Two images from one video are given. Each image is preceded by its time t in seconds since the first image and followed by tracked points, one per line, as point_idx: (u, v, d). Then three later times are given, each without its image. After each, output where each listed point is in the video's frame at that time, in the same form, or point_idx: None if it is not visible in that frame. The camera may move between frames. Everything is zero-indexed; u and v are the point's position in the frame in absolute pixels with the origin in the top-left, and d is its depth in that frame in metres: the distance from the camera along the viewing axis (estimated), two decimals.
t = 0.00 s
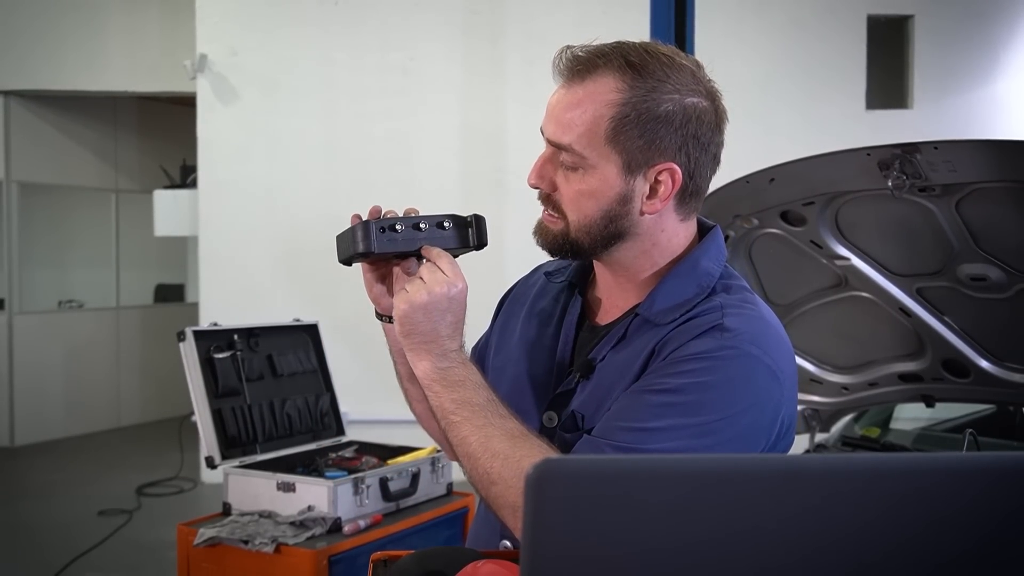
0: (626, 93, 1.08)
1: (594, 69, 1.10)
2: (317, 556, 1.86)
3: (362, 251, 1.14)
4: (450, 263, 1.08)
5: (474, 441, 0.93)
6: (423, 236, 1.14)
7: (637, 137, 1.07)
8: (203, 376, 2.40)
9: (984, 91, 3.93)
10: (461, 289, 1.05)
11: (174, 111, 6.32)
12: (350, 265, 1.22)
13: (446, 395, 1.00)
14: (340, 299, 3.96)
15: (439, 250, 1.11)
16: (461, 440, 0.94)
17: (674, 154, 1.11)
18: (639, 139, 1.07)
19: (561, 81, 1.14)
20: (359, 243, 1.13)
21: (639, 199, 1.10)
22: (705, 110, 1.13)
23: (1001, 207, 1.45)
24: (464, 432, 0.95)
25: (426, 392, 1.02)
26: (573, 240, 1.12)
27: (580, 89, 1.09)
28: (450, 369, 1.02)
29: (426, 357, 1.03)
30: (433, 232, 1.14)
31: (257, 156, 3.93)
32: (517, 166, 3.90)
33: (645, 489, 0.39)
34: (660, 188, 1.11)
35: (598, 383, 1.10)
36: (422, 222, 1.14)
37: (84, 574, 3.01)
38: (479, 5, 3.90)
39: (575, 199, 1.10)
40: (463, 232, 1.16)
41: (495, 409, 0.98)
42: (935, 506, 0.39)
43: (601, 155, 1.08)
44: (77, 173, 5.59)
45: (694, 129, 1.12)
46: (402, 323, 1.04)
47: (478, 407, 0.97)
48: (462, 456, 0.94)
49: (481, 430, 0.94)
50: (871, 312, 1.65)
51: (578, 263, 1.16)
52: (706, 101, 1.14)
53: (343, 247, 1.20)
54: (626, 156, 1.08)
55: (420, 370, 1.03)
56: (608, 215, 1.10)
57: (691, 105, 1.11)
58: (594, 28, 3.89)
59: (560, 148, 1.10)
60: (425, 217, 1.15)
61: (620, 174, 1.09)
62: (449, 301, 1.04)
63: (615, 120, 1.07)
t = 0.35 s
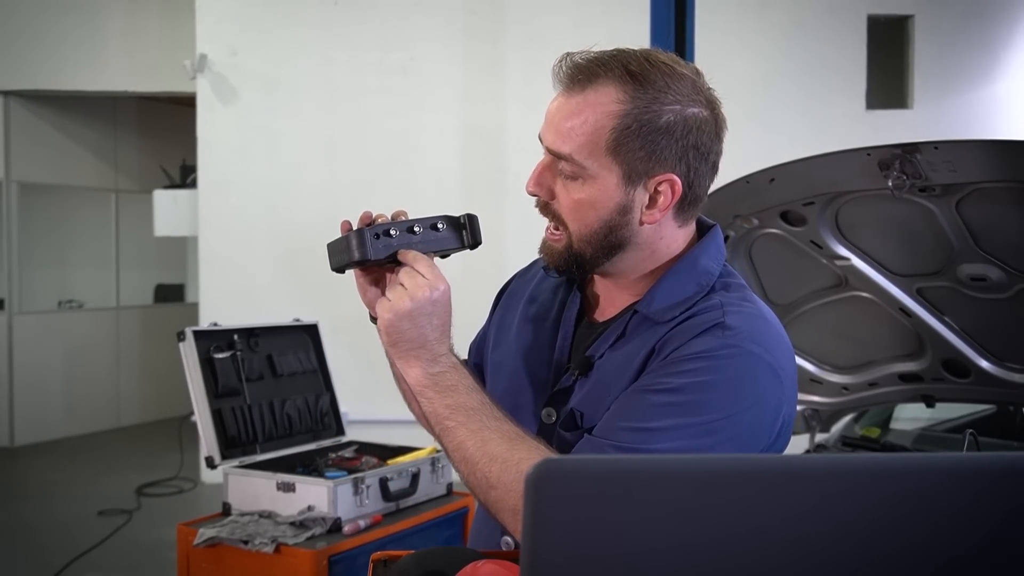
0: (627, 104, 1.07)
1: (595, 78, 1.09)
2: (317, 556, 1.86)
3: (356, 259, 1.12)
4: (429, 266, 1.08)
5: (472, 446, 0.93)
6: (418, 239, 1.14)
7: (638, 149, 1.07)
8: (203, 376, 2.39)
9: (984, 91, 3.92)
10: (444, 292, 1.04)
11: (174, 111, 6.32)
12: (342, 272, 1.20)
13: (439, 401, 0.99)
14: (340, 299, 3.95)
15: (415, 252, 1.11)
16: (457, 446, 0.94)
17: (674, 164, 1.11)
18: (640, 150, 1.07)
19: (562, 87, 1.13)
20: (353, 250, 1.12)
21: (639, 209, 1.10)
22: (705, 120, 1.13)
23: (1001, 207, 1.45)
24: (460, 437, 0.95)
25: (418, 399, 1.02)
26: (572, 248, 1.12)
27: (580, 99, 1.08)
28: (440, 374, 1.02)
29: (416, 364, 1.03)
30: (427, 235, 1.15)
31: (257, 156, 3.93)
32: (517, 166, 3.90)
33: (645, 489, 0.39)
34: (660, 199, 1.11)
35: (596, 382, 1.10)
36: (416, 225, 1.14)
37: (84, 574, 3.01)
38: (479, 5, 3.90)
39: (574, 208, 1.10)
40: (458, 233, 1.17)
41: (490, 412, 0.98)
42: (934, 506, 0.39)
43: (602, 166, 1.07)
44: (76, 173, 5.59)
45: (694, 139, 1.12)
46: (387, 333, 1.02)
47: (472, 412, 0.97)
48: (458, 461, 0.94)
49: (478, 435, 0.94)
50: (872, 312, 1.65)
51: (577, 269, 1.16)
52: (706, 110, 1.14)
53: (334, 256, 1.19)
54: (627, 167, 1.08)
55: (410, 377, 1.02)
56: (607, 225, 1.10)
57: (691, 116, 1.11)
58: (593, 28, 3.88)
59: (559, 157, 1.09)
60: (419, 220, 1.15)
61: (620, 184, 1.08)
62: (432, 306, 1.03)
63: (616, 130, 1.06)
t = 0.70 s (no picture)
0: (617, 104, 1.07)
1: (585, 79, 1.10)
2: (317, 556, 1.86)
3: (351, 265, 1.12)
4: (412, 272, 1.07)
5: (465, 449, 0.93)
6: (413, 246, 1.14)
7: (628, 149, 1.07)
8: (203, 376, 2.40)
9: (984, 91, 3.92)
10: (426, 299, 1.04)
11: (174, 111, 6.32)
12: (337, 277, 1.20)
13: (430, 408, 1.00)
14: (340, 298, 3.96)
15: (394, 254, 1.10)
16: (449, 452, 0.94)
17: (665, 164, 1.11)
18: (630, 151, 1.07)
19: (551, 89, 1.13)
20: (348, 257, 1.12)
21: (631, 209, 1.11)
22: (695, 120, 1.13)
23: (1000, 208, 1.45)
24: (453, 442, 0.95)
25: (411, 407, 1.02)
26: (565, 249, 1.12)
27: (570, 99, 1.09)
28: (431, 381, 1.02)
29: (406, 372, 1.03)
30: (422, 242, 1.15)
31: (257, 156, 3.94)
32: (517, 166, 3.90)
33: (644, 489, 0.39)
34: (652, 198, 1.11)
35: (593, 381, 1.10)
36: (411, 231, 1.14)
37: (84, 573, 3.01)
38: (479, 5, 3.90)
39: (566, 209, 1.10)
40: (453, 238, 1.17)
41: (483, 415, 0.98)
42: (932, 506, 0.39)
43: (593, 166, 1.07)
44: (77, 173, 5.59)
45: (685, 138, 1.12)
46: (374, 344, 1.03)
47: (465, 416, 0.97)
48: (452, 465, 0.94)
49: (471, 437, 0.94)
50: (872, 312, 1.65)
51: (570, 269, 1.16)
52: (697, 110, 1.14)
53: (330, 261, 1.19)
54: (617, 167, 1.08)
55: (402, 384, 1.03)
56: (599, 225, 1.10)
57: (682, 115, 1.11)
58: (594, 27, 3.88)
59: (551, 158, 1.09)
60: (414, 226, 1.15)
61: (610, 184, 1.08)
62: (415, 315, 1.03)
63: (606, 130, 1.06)
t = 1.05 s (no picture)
0: (614, 111, 1.07)
1: (583, 84, 1.09)
2: (317, 556, 1.86)
3: (355, 260, 1.12)
4: (420, 264, 1.08)
5: (471, 445, 0.93)
6: (417, 241, 1.14)
7: (625, 155, 1.07)
8: (203, 376, 2.39)
9: (984, 91, 3.92)
10: (437, 291, 1.05)
11: (174, 111, 6.33)
12: (339, 273, 1.20)
13: (437, 401, 0.99)
14: (339, 298, 3.96)
15: (402, 244, 1.12)
16: (455, 448, 0.94)
17: (662, 170, 1.10)
18: (627, 157, 1.07)
19: (550, 93, 1.13)
20: (352, 252, 1.11)
21: (627, 214, 1.10)
22: (694, 126, 1.13)
23: (1001, 208, 1.44)
24: (459, 438, 0.95)
25: (417, 402, 1.01)
26: (561, 254, 1.13)
27: (568, 105, 1.09)
28: (438, 375, 1.02)
29: (413, 366, 1.03)
30: (425, 237, 1.15)
31: (257, 156, 3.94)
32: (517, 166, 3.90)
33: (645, 489, 0.39)
34: (649, 204, 1.11)
35: (595, 383, 1.10)
36: (415, 227, 1.14)
37: (84, 574, 3.01)
38: (479, 5, 3.90)
39: (562, 214, 1.10)
40: (455, 235, 1.17)
41: (490, 412, 0.98)
42: (931, 506, 0.39)
43: (589, 172, 1.08)
44: (77, 172, 5.59)
45: (683, 144, 1.12)
46: (384, 336, 1.03)
47: (471, 412, 0.97)
48: (457, 462, 0.94)
49: (477, 434, 0.94)
50: (872, 313, 1.65)
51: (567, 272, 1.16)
52: (696, 116, 1.13)
53: (332, 257, 1.18)
54: (614, 174, 1.08)
55: (408, 378, 1.02)
56: (596, 231, 1.10)
57: (680, 121, 1.11)
58: (594, 27, 3.88)
59: (549, 163, 1.09)
60: (418, 222, 1.15)
61: (607, 190, 1.08)
62: (426, 306, 1.03)
63: (602, 137, 1.06)
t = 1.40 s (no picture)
0: (625, 102, 1.07)
1: (596, 76, 1.10)
2: (317, 556, 1.86)
3: (356, 256, 1.14)
4: (453, 267, 1.07)
5: (476, 439, 0.93)
6: (416, 238, 1.14)
7: (633, 147, 1.07)
8: (203, 376, 2.39)
9: (984, 91, 3.92)
10: (466, 293, 1.04)
11: (174, 111, 6.32)
12: (342, 271, 1.22)
13: (447, 394, 0.99)
14: (340, 298, 3.95)
15: (434, 250, 1.11)
16: (461, 440, 0.94)
17: (669, 164, 1.10)
18: (636, 149, 1.07)
19: (563, 83, 1.14)
20: (352, 248, 1.13)
21: (632, 207, 1.10)
22: (703, 123, 1.13)
23: (1001, 208, 1.45)
24: (465, 431, 0.95)
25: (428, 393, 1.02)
26: (563, 243, 1.13)
27: (580, 95, 1.09)
28: (451, 370, 1.02)
29: (428, 359, 1.03)
30: (426, 234, 1.14)
31: (257, 156, 3.94)
32: (517, 166, 3.91)
33: (645, 489, 0.39)
34: (653, 197, 1.11)
35: (593, 382, 1.10)
36: (415, 224, 1.14)
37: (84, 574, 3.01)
38: (479, 5, 3.90)
39: (567, 202, 1.10)
40: (456, 233, 1.16)
41: (497, 408, 0.98)
42: (933, 506, 0.39)
43: (596, 162, 1.08)
44: (77, 172, 5.59)
45: (691, 140, 1.12)
46: (406, 327, 1.03)
47: (479, 406, 0.97)
48: (462, 455, 0.94)
49: (483, 428, 0.94)
50: (871, 312, 1.65)
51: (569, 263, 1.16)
52: (705, 113, 1.13)
53: (334, 255, 1.21)
54: (621, 165, 1.08)
55: (422, 371, 1.03)
56: (600, 221, 1.10)
57: (689, 117, 1.11)
58: (594, 27, 3.88)
59: (557, 152, 1.10)
60: (418, 220, 1.15)
61: (613, 181, 1.08)
62: (454, 306, 1.03)
63: (612, 127, 1.07)
